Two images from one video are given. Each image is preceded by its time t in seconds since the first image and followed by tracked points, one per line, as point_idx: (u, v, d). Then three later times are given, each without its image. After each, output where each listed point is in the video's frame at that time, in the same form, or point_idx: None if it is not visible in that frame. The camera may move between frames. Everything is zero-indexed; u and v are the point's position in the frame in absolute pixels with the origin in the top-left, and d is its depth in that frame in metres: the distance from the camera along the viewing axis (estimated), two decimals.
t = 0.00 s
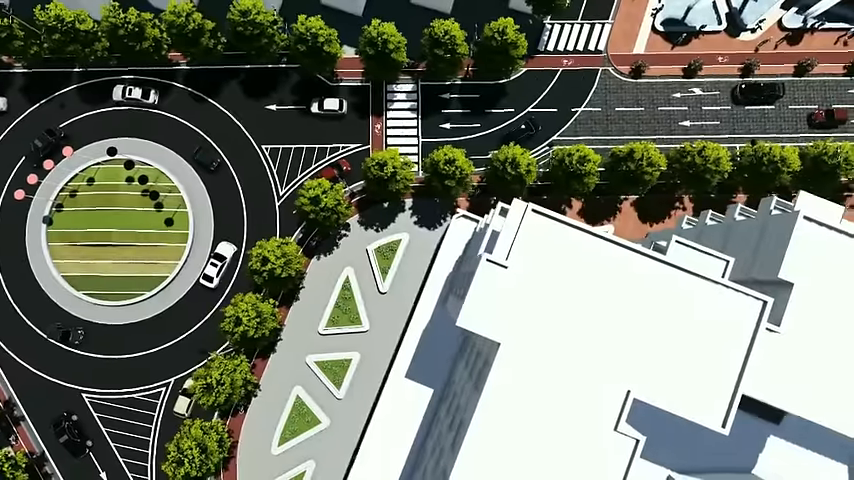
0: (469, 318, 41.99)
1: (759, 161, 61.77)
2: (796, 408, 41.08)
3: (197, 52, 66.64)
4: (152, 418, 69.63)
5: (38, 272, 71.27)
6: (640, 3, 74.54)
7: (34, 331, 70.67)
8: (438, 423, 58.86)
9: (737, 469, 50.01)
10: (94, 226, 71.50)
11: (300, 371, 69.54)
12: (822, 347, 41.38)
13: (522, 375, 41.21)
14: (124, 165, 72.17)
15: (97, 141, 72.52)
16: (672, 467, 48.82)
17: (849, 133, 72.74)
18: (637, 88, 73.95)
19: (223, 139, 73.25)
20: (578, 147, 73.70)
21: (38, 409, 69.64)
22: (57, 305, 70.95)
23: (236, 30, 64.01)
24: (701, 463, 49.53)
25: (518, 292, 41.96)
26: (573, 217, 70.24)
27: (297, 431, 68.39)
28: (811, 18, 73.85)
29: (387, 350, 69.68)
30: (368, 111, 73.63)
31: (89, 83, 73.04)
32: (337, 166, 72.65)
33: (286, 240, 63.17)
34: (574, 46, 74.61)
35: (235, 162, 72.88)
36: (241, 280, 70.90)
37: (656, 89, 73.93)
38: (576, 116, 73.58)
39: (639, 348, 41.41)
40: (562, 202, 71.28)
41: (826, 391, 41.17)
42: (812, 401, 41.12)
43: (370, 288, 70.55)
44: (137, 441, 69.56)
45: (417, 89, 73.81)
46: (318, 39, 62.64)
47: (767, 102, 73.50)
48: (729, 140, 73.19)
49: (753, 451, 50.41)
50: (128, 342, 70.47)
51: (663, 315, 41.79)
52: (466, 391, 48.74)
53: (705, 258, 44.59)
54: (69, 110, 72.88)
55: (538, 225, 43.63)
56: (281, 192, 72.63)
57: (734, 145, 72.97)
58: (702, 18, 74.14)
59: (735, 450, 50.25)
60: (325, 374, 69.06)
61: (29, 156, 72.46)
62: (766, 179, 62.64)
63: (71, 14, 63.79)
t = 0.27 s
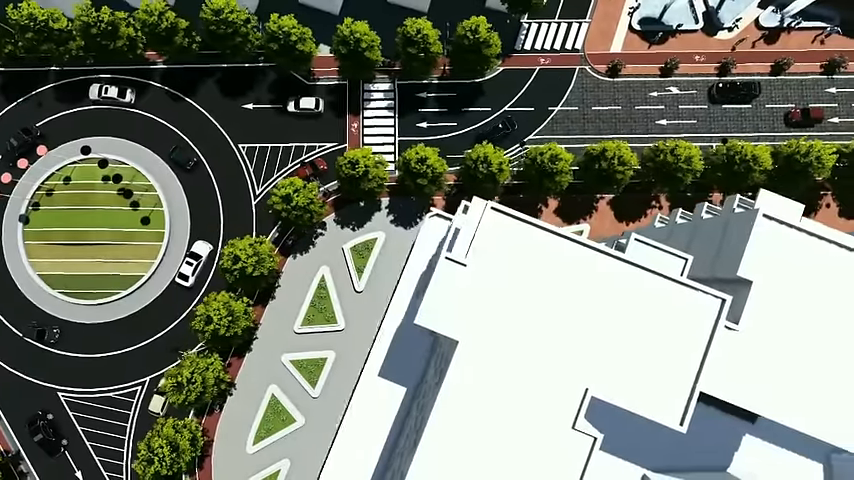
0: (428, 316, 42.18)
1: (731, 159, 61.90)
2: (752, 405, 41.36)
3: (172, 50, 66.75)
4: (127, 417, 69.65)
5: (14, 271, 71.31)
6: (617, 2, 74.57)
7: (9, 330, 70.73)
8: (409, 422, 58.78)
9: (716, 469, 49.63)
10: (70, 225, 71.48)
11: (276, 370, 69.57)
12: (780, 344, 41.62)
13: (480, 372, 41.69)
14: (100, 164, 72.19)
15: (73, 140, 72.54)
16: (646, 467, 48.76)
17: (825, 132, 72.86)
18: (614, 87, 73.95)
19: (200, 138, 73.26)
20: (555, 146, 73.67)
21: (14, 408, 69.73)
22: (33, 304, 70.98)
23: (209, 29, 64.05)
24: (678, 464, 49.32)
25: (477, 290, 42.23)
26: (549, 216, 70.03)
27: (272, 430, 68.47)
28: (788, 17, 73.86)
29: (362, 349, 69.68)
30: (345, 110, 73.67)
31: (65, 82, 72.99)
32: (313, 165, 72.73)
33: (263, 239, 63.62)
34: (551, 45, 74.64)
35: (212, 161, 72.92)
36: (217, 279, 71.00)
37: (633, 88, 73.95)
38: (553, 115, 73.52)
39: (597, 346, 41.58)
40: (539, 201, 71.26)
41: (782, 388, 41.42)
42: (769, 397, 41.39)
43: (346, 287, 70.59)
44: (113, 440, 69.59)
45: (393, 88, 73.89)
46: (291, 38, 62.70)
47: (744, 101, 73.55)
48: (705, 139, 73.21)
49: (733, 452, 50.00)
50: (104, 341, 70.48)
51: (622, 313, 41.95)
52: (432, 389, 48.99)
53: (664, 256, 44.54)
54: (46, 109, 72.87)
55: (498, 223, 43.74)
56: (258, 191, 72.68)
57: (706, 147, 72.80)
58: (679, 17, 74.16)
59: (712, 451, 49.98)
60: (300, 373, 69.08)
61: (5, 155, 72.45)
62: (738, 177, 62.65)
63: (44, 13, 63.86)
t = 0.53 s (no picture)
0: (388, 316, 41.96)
1: (703, 158, 62.13)
2: (711, 403, 41.29)
3: (146, 49, 66.72)
4: (103, 416, 69.67)
5: None
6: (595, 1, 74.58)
7: None
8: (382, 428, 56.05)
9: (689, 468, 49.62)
10: (46, 224, 71.40)
11: (251, 369, 69.54)
12: (740, 343, 41.51)
13: (439, 370, 41.54)
14: (76, 163, 72.15)
15: (50, 139, 72.52)
16: (621, 466, 48.52)
17: (802, 131, 72.96)
18: (591, 86, 73.92)
19: (177, 137, 73.21)
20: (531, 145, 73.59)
21: None
22: (9, 304, 71.02)
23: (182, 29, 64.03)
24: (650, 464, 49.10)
25: (434, 289, 42.32)
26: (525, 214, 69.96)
27: (247, 429, 68.46)
28: (765, 16, 73.87)
29: (337, 349, 69.67)
30: (322, 110, 73.65)
31: (42, 81, 72.87)
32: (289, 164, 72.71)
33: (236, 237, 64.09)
34: (529, 44, 74.65)
35: (189, 160, 72.93)
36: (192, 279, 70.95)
37: (610, 87, 73.87)
38: (530, 114, 73.48)
39: (556, 345, 41.64)
40: (515, 199, 71.28)
41: (741, 386, 41.35)
42: (728, 396, 41.31)
43: (321, 286, 70.60)
44: (89, 439, 69.66)
45: (370, 87, 73.84)
46: (264, 37, 62.73)
47: (721, 100, 73.48)
48: (682, 138, 73.19)
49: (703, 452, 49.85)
50: (79, 340, 70.48)
51: (581, 313, 41.97)
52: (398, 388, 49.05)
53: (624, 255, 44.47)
54: (23, 108, 72.79)
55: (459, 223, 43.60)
56: (234, 190, 72.67)
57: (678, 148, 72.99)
58: (656, 16, 74.14)
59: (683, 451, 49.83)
60: (275, 372, 69.06)
61: None
62: (711, 176, 62.88)
63: (18, 12, 63.92)
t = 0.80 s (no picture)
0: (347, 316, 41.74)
1: (675, 158, 62.20)
2: (670, 402, 41.17)
3: (120, 48, 66.70)
4: (79, 416, 69.69)
5: None
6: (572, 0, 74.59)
7: None
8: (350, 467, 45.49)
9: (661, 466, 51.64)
10: (21, 223, 71.31)
11: (226, 369, 69.52)
12: (700, 341, 41.44)
13: (398, 369, 41.67)
14: (52, 163, 72.10)
15: (26, 139, 72.50)
16: (597, 464, 51.02)
17: (778, 130, 72.99)
18: (568, 85, 73.90)
19: (154, 137, 73.22)
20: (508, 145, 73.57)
21: None
22: None
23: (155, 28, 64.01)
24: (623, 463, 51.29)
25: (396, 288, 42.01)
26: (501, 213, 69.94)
27: (222, 429, 68.40)
28: (742, 15, 73.94)
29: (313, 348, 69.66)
30: (299, 109, 73.62)
31: (19, 80, 72.83)
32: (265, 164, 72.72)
33: (209, 236, 64.02)
34: (506, 44, 74.66)
35: (166, 159, 72.95)
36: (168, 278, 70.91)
37: (587, 86, 73.84)
38: (506, 113, 73.52)
39: (515, 345, 41.62)
40: (491, 199, 71.32)
41: (700, 385, 41.29)
42: (687, 395, 41.24)
43: (297, 285, 70.58)
44: (65, 439, 69.70)
45: (347, 87, 73.84)
46: (237, 36, 62.72)
47: (698, 99, 73.46)
48: (659, 137, 73.22)
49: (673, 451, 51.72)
50: (56, 340, 70.47)
51: (540, 312, 41.92)
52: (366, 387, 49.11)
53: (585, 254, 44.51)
54: None
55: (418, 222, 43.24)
56: (211, 190, 72.66)
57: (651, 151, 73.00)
58: (633, 15, 74.14)
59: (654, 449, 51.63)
60: (250, 371, 68.98)
61: None
62: (684, 176, 62.93)
63: None
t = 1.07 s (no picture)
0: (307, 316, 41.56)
1: (647, 157, 62.39)
2: (629, 401, 41.09)
3: (94, 47, 66.71)
4: (55, 415, 69.70)
5: None
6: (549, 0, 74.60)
7: None
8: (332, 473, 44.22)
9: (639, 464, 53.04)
10: None
11: (202, 368, 69.53)
12: (659, 342, 41.38)
13: (357, 370, 42.04)
14: (29, 163, 72.09)
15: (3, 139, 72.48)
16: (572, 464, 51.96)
17: (756, 129, 72.86)
18: (545, 85, 73.91)
19: (131, 137, 73.14)
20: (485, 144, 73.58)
21: None
22: None
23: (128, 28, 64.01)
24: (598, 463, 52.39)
25: (355, 288, 42.03)
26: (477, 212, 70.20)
27: (197, 428, 68.42)
28: (719, 15, 73.96)
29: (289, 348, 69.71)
30: (276, 109, 73.61)
31: None
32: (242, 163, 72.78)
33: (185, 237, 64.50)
34: (483, 44, 74.66)
35: (143, 159, 72.92)
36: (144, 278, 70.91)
37: (564, 86, 73.85)
38: (483, 113, 73.55)
39: (473, 346, 41.83)
40: (468, 199, 71.56)
41: (659, 386, 41.28)
42: (646, 395, 41.22)
43: (273, 285, 70.58)
44: (40, 439, 69.70)
45: (324, 87, 73.83)
46: (210, 36, 62.72)
47: (675, 99, 73.40)
48: (636, 137, 73.18)
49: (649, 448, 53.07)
50: (32, 339, 70.48)
51: (499, 312, 42.05)
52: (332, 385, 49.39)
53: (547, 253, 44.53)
54: None
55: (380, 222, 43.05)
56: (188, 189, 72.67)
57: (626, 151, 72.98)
58: (609, 15, 74.15)
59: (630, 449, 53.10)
60: (226, 371, 68.96)
61: None
62: (658, 176, 63.09)
63: None
